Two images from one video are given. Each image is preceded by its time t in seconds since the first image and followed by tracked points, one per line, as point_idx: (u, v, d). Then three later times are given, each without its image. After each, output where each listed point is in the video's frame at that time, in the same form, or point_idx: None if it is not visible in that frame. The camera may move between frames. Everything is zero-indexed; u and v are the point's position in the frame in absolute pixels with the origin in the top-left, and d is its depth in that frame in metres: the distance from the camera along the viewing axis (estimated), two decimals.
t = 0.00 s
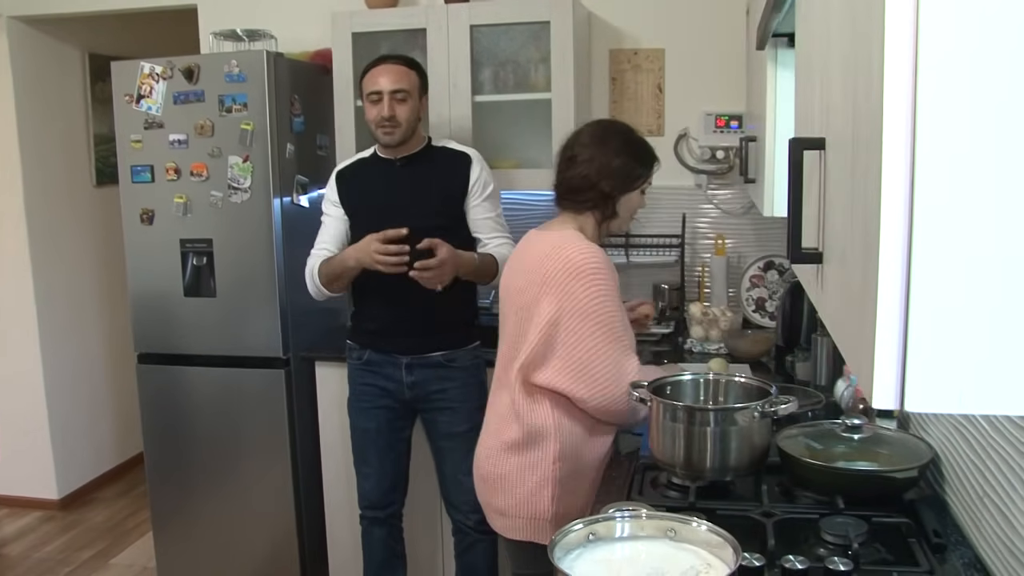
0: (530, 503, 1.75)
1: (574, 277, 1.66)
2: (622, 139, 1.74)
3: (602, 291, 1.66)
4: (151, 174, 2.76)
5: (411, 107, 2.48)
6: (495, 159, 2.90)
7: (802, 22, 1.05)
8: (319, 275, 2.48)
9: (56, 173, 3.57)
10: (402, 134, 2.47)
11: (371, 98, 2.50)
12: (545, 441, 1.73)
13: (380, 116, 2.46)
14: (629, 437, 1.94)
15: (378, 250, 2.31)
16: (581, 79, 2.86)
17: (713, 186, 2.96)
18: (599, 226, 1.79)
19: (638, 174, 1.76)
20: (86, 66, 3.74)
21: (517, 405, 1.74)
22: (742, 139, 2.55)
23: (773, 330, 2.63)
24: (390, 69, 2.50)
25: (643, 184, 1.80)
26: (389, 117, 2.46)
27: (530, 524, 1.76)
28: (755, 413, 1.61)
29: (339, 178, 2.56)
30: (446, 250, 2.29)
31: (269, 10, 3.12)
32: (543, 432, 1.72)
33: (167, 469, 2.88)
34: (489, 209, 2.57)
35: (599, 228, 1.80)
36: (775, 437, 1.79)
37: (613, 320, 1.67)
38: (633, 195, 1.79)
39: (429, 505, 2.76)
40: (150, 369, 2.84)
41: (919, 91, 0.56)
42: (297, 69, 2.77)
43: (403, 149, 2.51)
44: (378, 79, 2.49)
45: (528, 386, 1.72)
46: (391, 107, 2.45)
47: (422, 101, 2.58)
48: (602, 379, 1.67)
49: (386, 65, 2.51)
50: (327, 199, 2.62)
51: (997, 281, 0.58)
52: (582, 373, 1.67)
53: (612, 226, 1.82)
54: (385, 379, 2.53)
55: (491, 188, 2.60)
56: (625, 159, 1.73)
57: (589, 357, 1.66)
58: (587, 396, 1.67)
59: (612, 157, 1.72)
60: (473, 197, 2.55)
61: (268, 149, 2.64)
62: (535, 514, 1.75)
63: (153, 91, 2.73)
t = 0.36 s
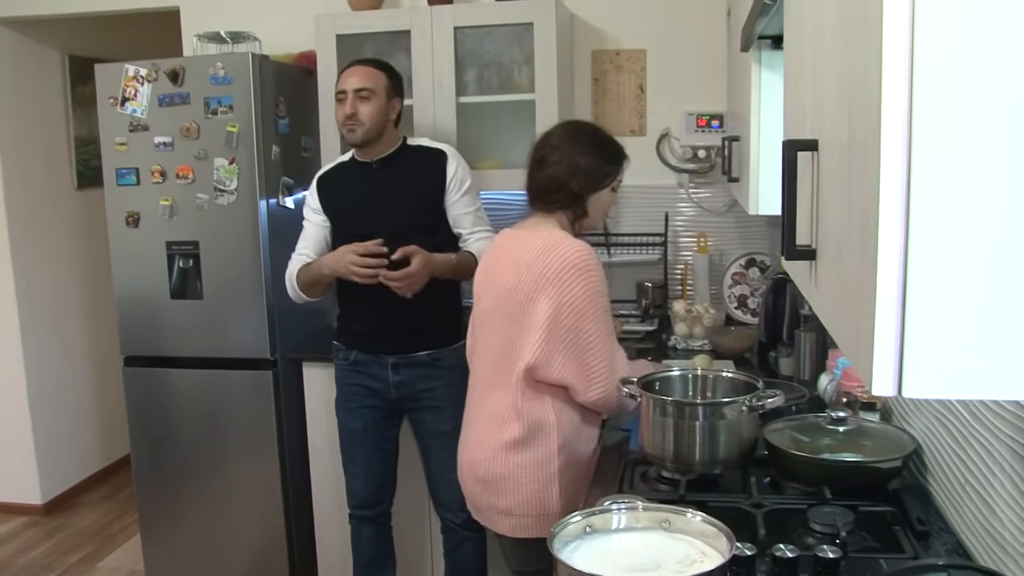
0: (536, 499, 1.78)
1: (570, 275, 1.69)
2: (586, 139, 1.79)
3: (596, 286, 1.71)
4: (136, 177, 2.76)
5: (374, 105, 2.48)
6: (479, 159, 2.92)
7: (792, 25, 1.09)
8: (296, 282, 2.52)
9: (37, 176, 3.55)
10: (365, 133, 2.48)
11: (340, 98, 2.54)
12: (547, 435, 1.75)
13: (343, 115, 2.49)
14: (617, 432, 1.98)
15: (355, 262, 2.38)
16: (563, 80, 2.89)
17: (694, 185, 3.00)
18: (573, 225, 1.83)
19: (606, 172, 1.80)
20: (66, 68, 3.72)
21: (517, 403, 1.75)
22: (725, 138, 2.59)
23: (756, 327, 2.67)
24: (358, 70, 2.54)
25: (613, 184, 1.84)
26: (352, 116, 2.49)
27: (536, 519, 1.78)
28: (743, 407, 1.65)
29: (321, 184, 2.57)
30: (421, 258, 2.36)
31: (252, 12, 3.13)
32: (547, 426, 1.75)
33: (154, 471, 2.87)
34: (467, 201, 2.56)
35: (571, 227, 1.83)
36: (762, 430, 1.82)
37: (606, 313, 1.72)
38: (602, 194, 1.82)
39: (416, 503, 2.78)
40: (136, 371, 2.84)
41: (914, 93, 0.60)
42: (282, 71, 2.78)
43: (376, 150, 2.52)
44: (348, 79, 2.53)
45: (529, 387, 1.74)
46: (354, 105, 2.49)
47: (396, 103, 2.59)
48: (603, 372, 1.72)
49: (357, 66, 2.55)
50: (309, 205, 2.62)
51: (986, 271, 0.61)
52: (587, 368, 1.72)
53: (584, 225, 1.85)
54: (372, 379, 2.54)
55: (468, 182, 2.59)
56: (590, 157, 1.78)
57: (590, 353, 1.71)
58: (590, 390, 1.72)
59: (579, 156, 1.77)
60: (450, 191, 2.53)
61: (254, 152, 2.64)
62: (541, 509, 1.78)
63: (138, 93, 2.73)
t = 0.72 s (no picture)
0: (482, 511, 1.67)
1: (485, 265, 1.56)
2: (527, 127, 1.64)
3: (509, 280, 1.53)
4: (128, 175, 2.77)
5: (356, 106, 2.50)
6: (469, 158, 2.94)
7: (789, 28, 1.12)
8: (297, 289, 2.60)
9: (25, 174, 3.55)
10: (351, 134, 2.51)
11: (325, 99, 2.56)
12: (495, 448, 1.65)
13: (328, 118, 2.52)
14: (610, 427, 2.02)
15: (320, 257, 2.43)
16: (553, 80, 2.92)
17: (682, 185, 3.04)
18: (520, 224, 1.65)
19: (540, 158, 1.61)
20: (53, 66, 3.72)
21: (466, 409, 1.66)
22: (713, 138, 2.63)
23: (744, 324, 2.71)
24: (338, 72, 2.54)
25: (563, 169, 1.63)
26: (335, 119, 2.51)
27: (483, 531, 1.69)
28: (735, 402, 1.68)
29: (316, 183, 2.61)
30: (371, 251, 2.36)
31: (243, 11, 3.14)
32: (499, 439, 1.64)
33: (145, 469, 2.88)
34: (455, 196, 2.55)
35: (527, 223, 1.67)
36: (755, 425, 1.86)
37: (523, 310, 1.52)
38: (547, 181, 1.63)
39: (408, 499, 2.80)
40: (128, 368, 2.85)
41: (918, 94, 0.62)
42: (273, 71, 2.80)
43: (364, 149, 2.55)
44: (330, 81, 2.54)
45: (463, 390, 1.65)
46: (335, 108, 2.50)
47: (380, 100, 2.59)
48: (503, 374, 1.52)
49: (339, 67, 2.55)
50: (308, 213, 2.67)
51: (989, 265, 0.63)
52: (483, 370, 1.54)
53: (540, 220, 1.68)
54: (362, 376, 2.56)
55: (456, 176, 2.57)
56: (523, 144, 1.62)
57: (490, 351, 1.52)
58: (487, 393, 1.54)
59: (511, 144, 1.63)
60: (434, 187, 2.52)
61: (246, 150, 2.66)
62: (486, 522, 1.68)
63: (130, 91, 2.74)
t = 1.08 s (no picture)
0: (369, 558, 1.46)
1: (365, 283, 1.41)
2: (440, 126, 1.43)
3: (360, 303, 1.35)
4: (122, 178, 2.78)
5: (346, 105, 2.54)
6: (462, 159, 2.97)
7: (785, 28, 1.15)
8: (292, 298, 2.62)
9: (16, 178, 3.55)
10: (341, 133, 2.54)
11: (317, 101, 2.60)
12: (377, 489, 1.44)
13: (319, 117, 2.56)
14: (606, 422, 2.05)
15: (306, 266, 2.45)
16: (544, 80, 2.95)
17: (673, 183, 3.07)
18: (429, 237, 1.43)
19: (438, 163, 1.39)
20: (43, 70, 3.71)
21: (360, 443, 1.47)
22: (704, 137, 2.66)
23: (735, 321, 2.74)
24: (330, 72, 2.60)
25: (472, 175, 1.39)
26: (326, 118, 2.54)
27: None
28: (730, 396, 1.71)
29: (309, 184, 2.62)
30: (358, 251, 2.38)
31: (235, 15, 3.16)
32: (383, 486, 1.43)
33: (141, 471, 2.89)
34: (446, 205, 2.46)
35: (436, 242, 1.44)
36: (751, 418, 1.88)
37: (361, 341, 1.34)
38: (452, 190, 1.39)
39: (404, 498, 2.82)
40: (124, 371, 2.86)
41: (917, 91, 0.64)
42: (265, 73, 2.81)
43: (353, 150, 2.56)
44: (322, 82, 2.59)
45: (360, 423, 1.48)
46: (326, 107, 2.54)
47: (371, 102, 2.63)
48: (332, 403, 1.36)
49: (330, 69, 2.61)
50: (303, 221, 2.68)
51: (986, 251, 0.65)
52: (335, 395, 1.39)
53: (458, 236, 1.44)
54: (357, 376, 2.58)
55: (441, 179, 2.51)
56: (429, 144, 1.41)
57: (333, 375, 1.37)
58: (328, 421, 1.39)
59: (420, 143, 1.43)
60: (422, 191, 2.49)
61: (240, 152, 2.68)
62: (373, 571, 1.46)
63: (124, 95, 2.76)
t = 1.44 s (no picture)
0: None
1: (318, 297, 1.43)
2: (408, 121, 1.40)
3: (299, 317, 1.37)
4: (114, 177, 2.79)
5: (341, 105, 2.58)
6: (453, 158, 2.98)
7: (776, 27, 1.17)
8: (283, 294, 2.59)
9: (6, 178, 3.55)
10: (335, 133, 2.58)
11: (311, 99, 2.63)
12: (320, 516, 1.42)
13: (313, 116, 2.59)
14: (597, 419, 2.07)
15: (300, 260, 2.43)
16: (534, 80, 2.97)
17: (662, 182, 3.10)
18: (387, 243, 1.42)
19: (403, 161, 1.36)
20: (33, 69, 3.71)
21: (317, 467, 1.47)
22: (693, 136, 2.68)
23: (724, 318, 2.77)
24: (324, 71, 2.63)
25: (437, 176, 1.35)
26: (320, 117, 2.58)
27: None
28: (720, 390, 1.74)
29: (301, 179, 2.62)
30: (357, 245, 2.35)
31: (227, 14, 3.17)
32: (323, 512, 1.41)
33: (133, 470, 2.89)
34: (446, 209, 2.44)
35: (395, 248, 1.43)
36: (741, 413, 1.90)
37: (295, 355, 1.35)
38: (416, 189, 1.36)
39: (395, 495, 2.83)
40: (115, 370, 2.86)
41: (904, 89, 0.66)
42: (256, 73, 2.82)
43: (347, 149, 2.59)
44: (316, 81, 2.63)
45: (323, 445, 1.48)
46: (321, 106, 2.58)
47: (365, 101, 2.67)
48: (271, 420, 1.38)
49: (325, 68, 2.64)
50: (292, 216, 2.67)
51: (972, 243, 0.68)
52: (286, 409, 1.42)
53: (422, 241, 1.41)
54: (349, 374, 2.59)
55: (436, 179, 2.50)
56: (394, 140, 1.38)
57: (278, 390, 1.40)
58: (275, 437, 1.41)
59: (386, 138, 1.40)
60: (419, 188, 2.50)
61: (231, 152, 2.69)
62: None
63: (115, 94, 2.77)
